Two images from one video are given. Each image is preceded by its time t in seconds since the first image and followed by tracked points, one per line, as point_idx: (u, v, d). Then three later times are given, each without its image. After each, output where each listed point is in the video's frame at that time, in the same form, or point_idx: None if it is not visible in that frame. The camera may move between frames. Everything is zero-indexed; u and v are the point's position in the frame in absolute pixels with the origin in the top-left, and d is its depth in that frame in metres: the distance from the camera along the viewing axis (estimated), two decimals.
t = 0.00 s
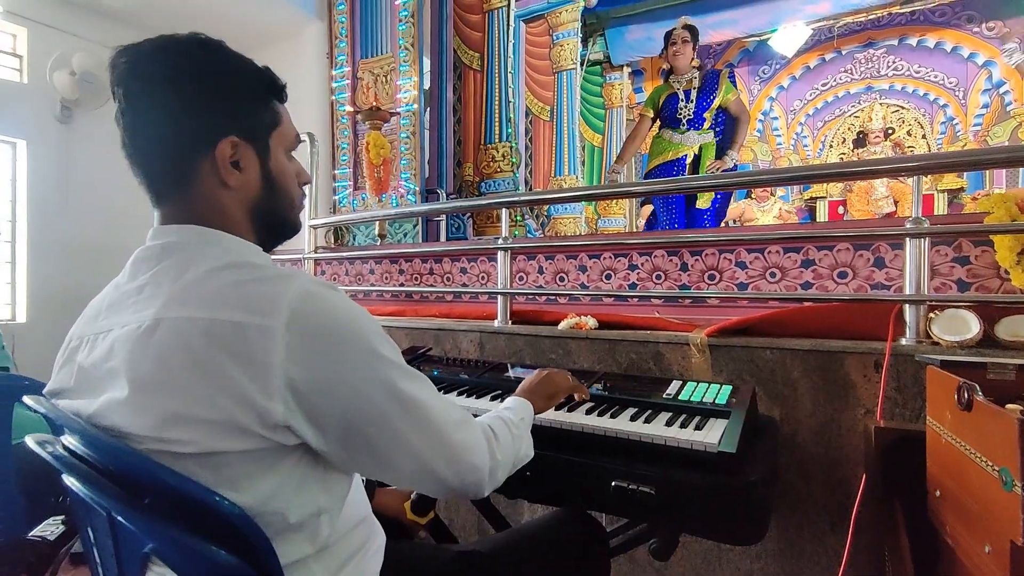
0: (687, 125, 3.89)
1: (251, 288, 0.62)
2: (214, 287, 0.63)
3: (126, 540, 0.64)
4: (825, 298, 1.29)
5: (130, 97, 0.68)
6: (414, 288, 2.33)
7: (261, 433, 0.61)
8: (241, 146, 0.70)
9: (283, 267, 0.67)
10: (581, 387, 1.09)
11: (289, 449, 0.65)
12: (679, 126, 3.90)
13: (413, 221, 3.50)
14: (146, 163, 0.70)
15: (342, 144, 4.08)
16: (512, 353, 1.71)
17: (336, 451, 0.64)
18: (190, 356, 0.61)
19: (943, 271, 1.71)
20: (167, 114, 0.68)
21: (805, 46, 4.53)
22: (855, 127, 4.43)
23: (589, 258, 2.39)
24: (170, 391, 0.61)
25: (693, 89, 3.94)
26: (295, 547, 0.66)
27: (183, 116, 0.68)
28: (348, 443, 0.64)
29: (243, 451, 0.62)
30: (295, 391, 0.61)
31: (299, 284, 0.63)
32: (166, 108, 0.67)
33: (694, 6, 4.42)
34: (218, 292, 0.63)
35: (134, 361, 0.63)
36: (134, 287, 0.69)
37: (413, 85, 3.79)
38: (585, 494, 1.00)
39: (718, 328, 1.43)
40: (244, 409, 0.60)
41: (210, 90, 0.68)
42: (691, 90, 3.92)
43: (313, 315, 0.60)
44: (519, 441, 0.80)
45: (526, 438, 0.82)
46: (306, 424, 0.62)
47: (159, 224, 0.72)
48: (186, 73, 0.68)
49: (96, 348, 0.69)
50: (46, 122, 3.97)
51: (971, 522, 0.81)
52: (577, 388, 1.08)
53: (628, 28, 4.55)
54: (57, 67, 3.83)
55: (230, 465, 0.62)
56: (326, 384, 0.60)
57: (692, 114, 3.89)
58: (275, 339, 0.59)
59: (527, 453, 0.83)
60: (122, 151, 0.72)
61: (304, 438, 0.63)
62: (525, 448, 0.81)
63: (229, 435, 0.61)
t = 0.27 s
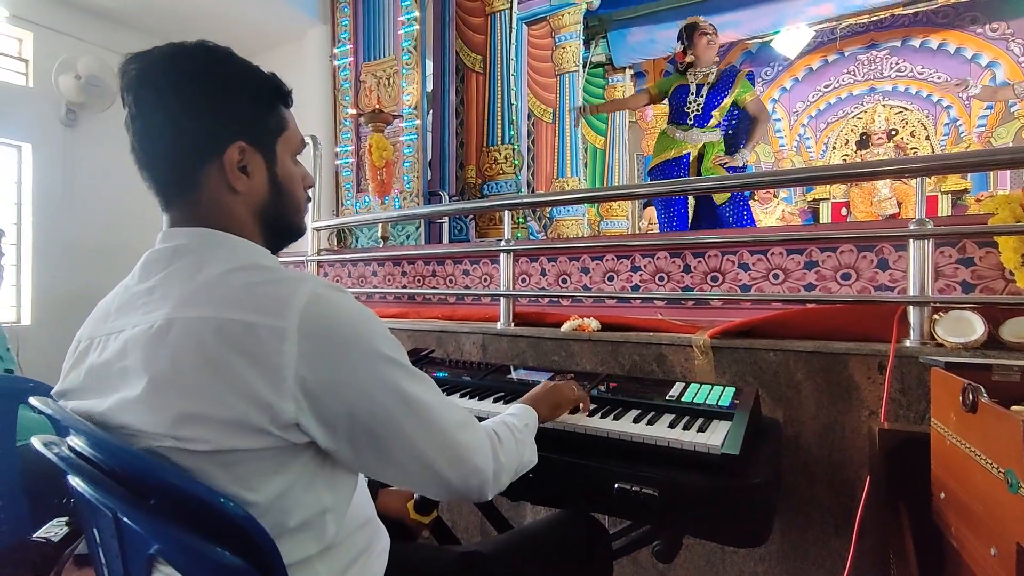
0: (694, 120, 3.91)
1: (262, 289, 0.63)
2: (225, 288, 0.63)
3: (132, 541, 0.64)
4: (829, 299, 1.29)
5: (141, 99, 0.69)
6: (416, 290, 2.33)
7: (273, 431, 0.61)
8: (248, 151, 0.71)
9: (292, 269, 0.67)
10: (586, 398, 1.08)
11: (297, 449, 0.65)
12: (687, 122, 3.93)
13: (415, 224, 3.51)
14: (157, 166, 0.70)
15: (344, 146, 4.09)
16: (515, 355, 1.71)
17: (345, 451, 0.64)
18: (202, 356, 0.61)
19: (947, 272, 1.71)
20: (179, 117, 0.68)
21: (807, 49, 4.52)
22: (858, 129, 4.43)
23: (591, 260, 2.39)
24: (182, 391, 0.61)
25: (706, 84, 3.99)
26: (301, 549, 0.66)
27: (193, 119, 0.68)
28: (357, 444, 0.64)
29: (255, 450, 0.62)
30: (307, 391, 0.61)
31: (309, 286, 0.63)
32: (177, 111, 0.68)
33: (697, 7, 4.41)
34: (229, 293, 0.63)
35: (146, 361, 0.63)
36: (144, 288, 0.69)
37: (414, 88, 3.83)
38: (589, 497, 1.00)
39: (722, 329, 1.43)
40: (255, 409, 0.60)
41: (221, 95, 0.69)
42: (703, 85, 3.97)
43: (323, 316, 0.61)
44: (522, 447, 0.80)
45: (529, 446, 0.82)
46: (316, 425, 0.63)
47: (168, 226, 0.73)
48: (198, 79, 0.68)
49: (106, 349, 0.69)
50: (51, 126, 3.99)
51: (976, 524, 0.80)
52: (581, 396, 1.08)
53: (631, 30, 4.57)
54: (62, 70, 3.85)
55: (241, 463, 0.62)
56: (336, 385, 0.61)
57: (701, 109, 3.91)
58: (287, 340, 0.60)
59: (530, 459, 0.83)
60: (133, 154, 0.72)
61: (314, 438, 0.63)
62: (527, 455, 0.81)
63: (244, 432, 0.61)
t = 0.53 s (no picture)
0: (710, 104, 3.65)
1: (252, 292, 0.63)
2: (215, 291, 0.63)
3: (129, 544, 0.64)
4: (831, 301, 1.28)
5: (133, 102, 0.69)
6: (419, 291, 2.33)
7: (259, 438, 0.61)
8: (239, 147, 0.70)
9: (285, 271, 0.67)
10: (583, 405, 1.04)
11: (290, 454, 0.65)
12: (703, 107, 3.69)
13: (417, 225, 3.50)
14: (149, 170, 0.71)
15: (346, 147, 4.09)
16: (516, 356, 1.71)
17: (334, 458, 0.64)
18: (189, 360, 0.61)
19: (951, 274, 1.70)
20: (170, 119, 0.68)
21: (809, 50, 4.54)
22: (860, 130, 4.42)
23: (593, 261, 2.38)
24: (169, 394, 0.61)
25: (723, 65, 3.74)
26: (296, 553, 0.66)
27: (182, 121, 0.68)
28: (347, 450, 0.63)
29: (243, 457, 0.62)
30: (293, 396, 0.61)
31: (300, 288, 0.63)
32: (167, 111, 0.68)
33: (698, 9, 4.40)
34: (219, 296, 0.63)
35: (134, 365, 0.63)
36: (138, 290, 0.69)
37: (418, 89, 3.76)
38: (591, 498, 1.00)
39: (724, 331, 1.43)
40: (241, 414, 0.60)
41: (212, 95, 0.69)
42: (719, 66, 3.70)
43: (313, 319, 0.60)
44: (524, 458, 0.80)
45: (531, 457, 0.81)
46: (303, 430, 0.62)
47: (164, 228, 0.73)
48: (188, 79, 0.68)
49: (100, 352, 0.69)
50: (53, 127, 4.00)
51: (979, 527, 0.80)
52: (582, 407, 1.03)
53: (632, 32, 4.59)
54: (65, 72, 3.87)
55: (231, 470, 0.62)
56: (324, 389, 0.60)
57: (716, 93, 3.66)
58: (274, 343, 0.60)
59: (534, 472, 0.82)
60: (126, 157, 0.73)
61: (302, 443, 0.63)
62: (531, 467, 0.81)
63: (227, 440, 0.61)
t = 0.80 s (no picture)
0: (731, 111, 3.56)
1: (246, 292, 0.63)
2: (210, 293, 0.63)
3: (129, 543, 0.64)
4: (832, 302, 1.28)
5: (125, 103, 0.69)
6: (420, 291, 2.33)
7: (255, 442, 0.61)
8: (232, 144, 0.70)
9: (280, 270, 0.67)
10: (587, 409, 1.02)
11: (288, 456, 0.65)
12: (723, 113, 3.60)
13: (418, 225, 3.51)
14: (145, 170, 0.71)
15: (347, 148, 4.10)
16: (517, 356, 1.71)
17: (332, 463, 0.64)
18: (184, 363, 0.61)
19: (952, 275, 1.70)
20: (163, 120, 0.68)
21: (810, 51, 4.55)
22: (861, 132, 4.41)
23: (594, 262, 2.38)
24: (163, 397, 0.61)
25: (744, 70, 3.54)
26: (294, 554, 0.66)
27: (173, 121, 0.68)
28: (344, 453, 0.63)
29: (240, 460, 0.62)
30: (287, 399, 0.61)
31: (294, 288, 0.62)
32: (160, 111, 0.68)
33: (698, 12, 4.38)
34: (214, 298, 0.63)
35: (129, 367, 0.63)
36: (136, 291, 0.69)
37: (418, 90, 3.78)
38: (591, 499, 1.00)
39: (725, 332, 1.42)
40: (236, 418, 0.60)
41: (206, 94, 0.69)
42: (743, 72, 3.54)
43: (306, 319, 0.60)
44: (532, 466, 0.79)
45: (540, 464, 0.81)
46: (299, 433, 0.62)
47: (163, 228, 0.73)
48: (180, 78, 0.69)
49: (98, 353, 0.69)
50: (55, 128, 4.01)
51: (981, 529, 0.80)
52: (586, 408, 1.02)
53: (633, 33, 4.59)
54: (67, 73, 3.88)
55: (228, 474, 0.62)
56: (318, 393, 0.60)
57: (737, 98, 3.53)
58: (267, 345, 0.60)
59: (543, 479, 0.82)
60: (122, 160, 0.73)
61: (299, 447, 0.63)
62: (538, 474, 0.80)
63: (224, 444, 0.61)
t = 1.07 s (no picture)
0: (746, 110, 3.62)
1: (246, 291, 0.62)
2: (209, 292, 0.63)
3: (128, 542, 0.64)
4: (832, 303, 1.28)
5: (128, 100, 0.69)
6: (419, 291, 2.33)
7: (254, 440, 0.61)
8: (234, 143, 0.70)
9: (281, 270, 0.67)
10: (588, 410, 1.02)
11: (287, 456, 0.65)
12: (738, 113, 3.64)
13: (417, 225, 3.51)
14: (145, 167, 0.70)
15: (347, 148, 4.10)
16: (517, 356, 1.71)
17: (329, 462, 0.64)
18: (184, 361, 0.61)
19: (951, 276, 1.70)
20: (166, 117, 0.68)
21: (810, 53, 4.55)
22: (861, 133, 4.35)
23: (593, 262, 2.38)
24: (163, 395, 0.61)
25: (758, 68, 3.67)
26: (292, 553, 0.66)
27: (175, 119, 0.68)
28: (342, 454, 0.63)
29: (238, 460, 0.62)
30: (286, 399, 0.60)
31: (294, 288, 0.62)
32: (163, 109, 0.68)
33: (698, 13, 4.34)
34: (213, 296, 0.63)
35: (128, 365, 0.63)
36: (135, 289, 0.69)
37: (418, 90, 3.79)
38: (589, 499, 1.00)
39: (725, 333, 1.42)
40: (235, 415, 0.60)
41: (208, 92, 0.69)
42: (755, 70, 3.65)
43: (307, 320, 0.60)
44: (532, 468, 0.79)
45: (541, 466, 0.81)
46: (298, 432, 0.62)
47: (162, 226, 0.73)
48: (184, 75, 0.68)
49: (97, 351, 0.69)
50: (55, 126, 4.01)
51: (981, 530, 0.80)
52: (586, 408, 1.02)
53: (633, 33, 4.59)
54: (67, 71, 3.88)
55: (226, 473, 0.62)
56: (316, 392, 0.60)
57: (751, 97, 3.62)
58: (266, 344, 0.59)
59: (543, 480, 0.82)
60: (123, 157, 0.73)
61: (297, 446, 0.63)
62: (539, 476, 0.80)
63: (224, 443, 0.61)
